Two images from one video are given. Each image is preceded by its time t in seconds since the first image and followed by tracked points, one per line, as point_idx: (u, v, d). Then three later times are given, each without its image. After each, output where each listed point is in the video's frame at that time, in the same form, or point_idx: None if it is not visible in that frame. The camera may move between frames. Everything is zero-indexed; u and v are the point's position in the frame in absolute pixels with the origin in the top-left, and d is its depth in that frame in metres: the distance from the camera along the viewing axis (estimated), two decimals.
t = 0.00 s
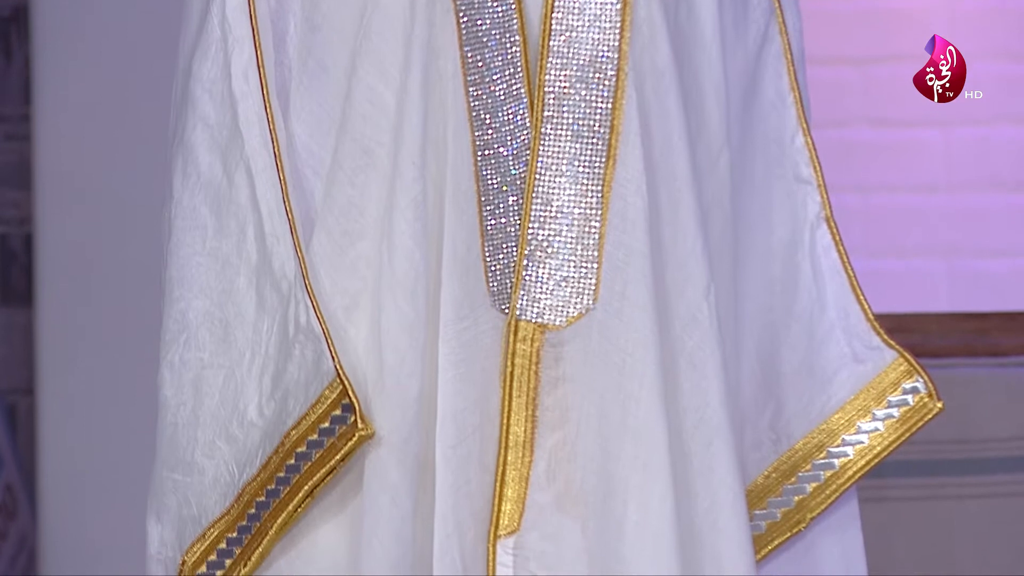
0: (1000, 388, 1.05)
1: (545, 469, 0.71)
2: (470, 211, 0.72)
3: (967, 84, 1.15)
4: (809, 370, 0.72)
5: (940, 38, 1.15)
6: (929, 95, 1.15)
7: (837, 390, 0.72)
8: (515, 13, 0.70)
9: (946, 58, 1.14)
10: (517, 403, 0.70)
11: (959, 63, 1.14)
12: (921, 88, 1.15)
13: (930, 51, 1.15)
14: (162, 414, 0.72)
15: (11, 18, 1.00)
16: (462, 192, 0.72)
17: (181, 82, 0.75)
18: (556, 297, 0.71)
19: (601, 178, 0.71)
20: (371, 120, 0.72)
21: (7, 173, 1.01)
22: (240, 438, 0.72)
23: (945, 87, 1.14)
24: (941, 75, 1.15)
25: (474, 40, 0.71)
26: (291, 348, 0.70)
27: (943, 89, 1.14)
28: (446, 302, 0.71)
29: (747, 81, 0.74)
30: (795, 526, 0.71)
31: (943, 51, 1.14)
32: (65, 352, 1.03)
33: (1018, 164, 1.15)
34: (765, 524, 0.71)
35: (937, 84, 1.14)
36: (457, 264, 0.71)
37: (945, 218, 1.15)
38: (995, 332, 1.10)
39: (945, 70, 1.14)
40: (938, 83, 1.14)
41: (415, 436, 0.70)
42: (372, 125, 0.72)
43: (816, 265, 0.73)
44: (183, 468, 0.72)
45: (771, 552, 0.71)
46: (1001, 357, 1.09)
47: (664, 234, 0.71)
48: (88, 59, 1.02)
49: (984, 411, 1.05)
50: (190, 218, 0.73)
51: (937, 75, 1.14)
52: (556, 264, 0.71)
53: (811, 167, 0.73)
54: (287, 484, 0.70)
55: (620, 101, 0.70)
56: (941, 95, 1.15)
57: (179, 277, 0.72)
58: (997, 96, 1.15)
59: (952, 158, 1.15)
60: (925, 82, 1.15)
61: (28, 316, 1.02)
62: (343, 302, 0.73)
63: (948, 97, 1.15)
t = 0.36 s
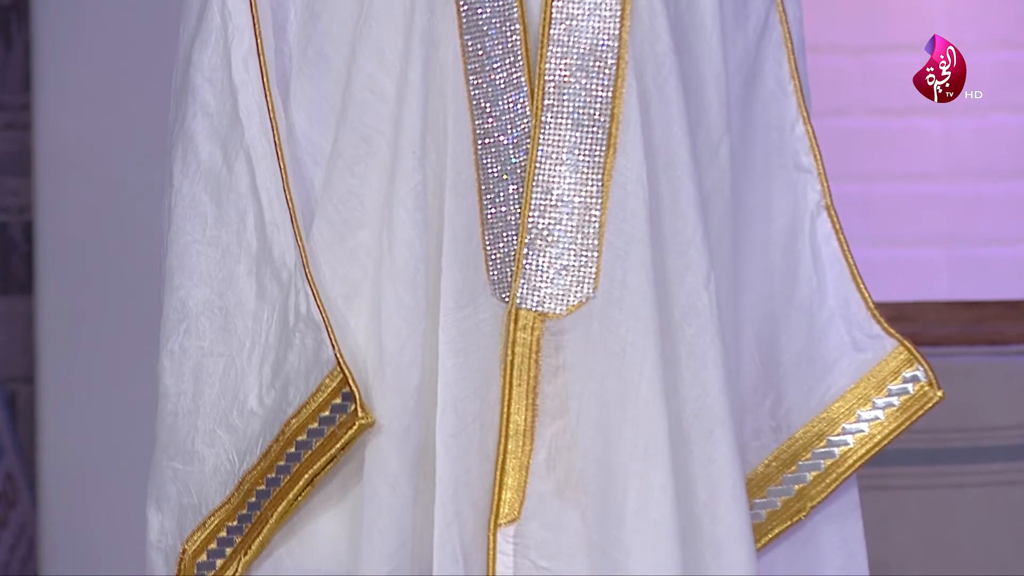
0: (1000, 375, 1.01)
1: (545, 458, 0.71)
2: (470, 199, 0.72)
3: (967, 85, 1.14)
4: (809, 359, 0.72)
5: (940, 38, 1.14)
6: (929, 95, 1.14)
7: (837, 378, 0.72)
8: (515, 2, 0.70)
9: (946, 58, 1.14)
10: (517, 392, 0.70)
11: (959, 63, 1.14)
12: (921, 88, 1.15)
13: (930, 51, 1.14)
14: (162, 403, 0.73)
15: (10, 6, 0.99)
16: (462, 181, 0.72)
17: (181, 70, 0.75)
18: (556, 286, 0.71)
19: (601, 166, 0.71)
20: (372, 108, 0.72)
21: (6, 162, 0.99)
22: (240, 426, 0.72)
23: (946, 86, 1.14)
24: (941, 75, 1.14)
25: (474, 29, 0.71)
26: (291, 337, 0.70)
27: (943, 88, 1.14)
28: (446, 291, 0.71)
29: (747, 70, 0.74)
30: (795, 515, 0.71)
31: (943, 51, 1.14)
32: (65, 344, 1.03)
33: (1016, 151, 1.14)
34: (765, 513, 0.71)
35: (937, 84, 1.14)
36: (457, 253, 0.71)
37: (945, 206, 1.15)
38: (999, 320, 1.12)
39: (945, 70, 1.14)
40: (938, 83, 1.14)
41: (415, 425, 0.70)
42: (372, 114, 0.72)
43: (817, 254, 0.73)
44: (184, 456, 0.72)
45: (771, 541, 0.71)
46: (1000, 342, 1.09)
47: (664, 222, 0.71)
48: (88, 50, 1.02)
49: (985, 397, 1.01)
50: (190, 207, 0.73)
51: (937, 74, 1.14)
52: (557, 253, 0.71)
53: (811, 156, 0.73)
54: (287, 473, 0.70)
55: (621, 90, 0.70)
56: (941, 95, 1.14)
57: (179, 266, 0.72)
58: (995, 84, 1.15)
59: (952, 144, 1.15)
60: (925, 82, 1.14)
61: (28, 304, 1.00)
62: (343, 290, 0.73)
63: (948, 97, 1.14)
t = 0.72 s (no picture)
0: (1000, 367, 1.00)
1: (545, 451, 0.71)
2: (470, 191, 0.72)
3: (967, 84, 1.14)
4: (809, 350, 0.72)
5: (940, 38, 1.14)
6: (929, 95, 1.14)
7: (837, 370, 0.72)
8: None
9: (946, 58, 1.14)
10: (517, 384, 0.70)
11: (959, 63, 1.14)
12: (921, 88, 1.14)
13: (931, 51, 1.14)
14: (162, 394, 0.73)
15: None
16: (462, 172, 0.72)
17: (182, 61, 0.75)
18: (556, 277, 0.71)
19: (601, 158, 0.71)
20: (372, 100, 0.72)
21: (6, 153, 1.00)
22: (240, 418, 0.72)
23: (945, 87, 1.14)
24: (941, 75, 1.14)
25: (474, 20, 0.71)
26: (291, 328, 0.70)
27: (943, 88, 1.14)
28: (445, 282, 0.71)
29: (746, 61, 0.74)
30: (795, 507, 0.71)
31: (943, 52, 1.14)
32: (64, 338, 1.03)
33: (1017, 143, 1.14)
34: (764, 505, 0.71)
35: (937, 84, 1.14)
36: (457, 244, 0.71)
37: (946, 199, 1.15)
38: (997, 311, 1.11)
39: (945, 70, 1.14)
40: (938, 83, 1.14)
41: (415, 417, 0.70)
42: (372, 105, 0.72)
43: (817, 245, 0.72)
44: (184, 448, 0.72)
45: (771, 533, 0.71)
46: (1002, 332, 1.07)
47: (664, 213, 0.71)
48: (89, 44, 1.02)
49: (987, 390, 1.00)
50: (190, 198, 0.73)
51: (937, 74, 1.14)
52: (557, 244, 0.71)
53: (811, 148, 0.73)
54: (287, 465, 0.70)
55: (621, 82, 0.70)
56: (941, 95, 1.14)
57: (179, 257, 0.73)
58: (997, 75, 1.14)
59: (952, 135, 1.15)
60: (925, 82, 1.14)
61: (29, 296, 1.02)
62: (343, 282, 0.73)
63: (948, 97, 1.14)
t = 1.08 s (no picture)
0: (1000, 359, 1.00)
1: (544, 438, 0.71)
2: (469, 178, 0.72)
3: (967, 84, 1.12)
4: (808, 338, 0.72)
5: (940, 38, 1.12)
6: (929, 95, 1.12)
7: (836, 357, 0.71)
8: None
9: (946, 58, 1.11)
10: (516, 371, 0.70)
11: (959, 63, 1.11)
12: (921, 88, 1.12)
13: (930, 51, 1.12)
14: (162, 382, 0.73)
15: None
16: (462, 160, 0.72)
17: (181, 50, 0.75)
18: (555, 265, 0.71)
19: (601, 146, 0.71)
20: (371, 87, 0.72)
21: (7, 141, 1.00)
22: (240, 406, 0.72)
23: (945, 87, 1.12)
24: (941, 75, 1.12)
25: (474, 8, 0.71)
26: (290, 317, 0.70)
27: (943, 89, 1.12)
28: (445, 270, 0.71)
29: (746, 49, 0.74)
30: (794, 494, 0.71)
31: (943, 52, 1.11)
32: (63, 328, 1.03)
33: (1017, 131, 1.12)
34: (763, 492, 0.71)
35: (937, 84, 1.12)
36: (457, 232, 0.71)
37: (946, 188, 1.12)
38: (994, 299, 1.10)
39: (945, 70, 1.12)
40: (938, 83, 1.12)
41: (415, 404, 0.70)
42: (371, 93, 0.72)
43: (816, 233, 0.72)
44: (184, 436, 0.72)
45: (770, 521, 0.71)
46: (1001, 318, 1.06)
47: (664, 202, 0.71)
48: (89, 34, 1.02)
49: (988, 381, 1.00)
50: (190, 186, 0.73)
51: (937, 74, 1.12)
52: (556, 232, 0.71)
53: (811, 136, 0.73)
54: (286, 453, 0.70)
55: (620, 70, 0.70)
56: (941, 95, 1.12)
57: (179, 245, 0.73)
58: (995, 64, 1.12)
59: (952, 126, 1.12)
60: (924, 82, 1.12)
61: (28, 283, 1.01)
62: (342, 270, 0.73)
63: (948, 97, 1.12)
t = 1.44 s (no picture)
0: (1001, 348, 1.00)
1: (544, 425, 0.71)
2: (469, 164, 0.72)
3: (967, 84, 1.09)
4: (808, 325, 0.72)
5: (940, 38, 1.09)
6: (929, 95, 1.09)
7: (837, 344, 0.71)
8: None
9: (946, 58, 1.09)
10: (516, 358, 0.70)
11: (959, 63, 1.09)
12: (920, 88, 1.10)
13: (930, 50, 1.09)
14: (162, 368, 0.73)
15: None
16: (461, 147, 0.72)
17: (181, 37, 0.75)
18: (556, 252, 0.71)
19: (601, 132, 0.71)
20: (372, 73, 0.72)
21: (7, 126, 0.98)
22: (240, 392, 0.72)
23: (945, 87, 1.09)
24: (941, 75, 1.09)
25: None
26: (290, 303, 0.70)
27: (943, 89, 1.09)
28: (445, 256, 0.71)
29: (745, 36, 0.74)
30: (794, 481, 0.71)
31: (943, 52, 1.09)
32: (63, 317, 1.02)
33: (1017, 117, 1.09)
34: (763, 479, 0.71)
35: (937, 84, 1.09)
36: (457, 218, 0.71)
37: (946, 173, 1.10)
38: (994, 286, 1.08)
39: (945, 70, 1.09)
40: (938, 83, 1.09)
41: (414, 391, 0.70)
42: (372, 79, 0.72)
43: (817, 220, 0.72)
44: (184, 422, 0.72)
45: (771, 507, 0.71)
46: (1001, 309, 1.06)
47: (664, 188, 0.71)
48: (86, 21, 1.01)
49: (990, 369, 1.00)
50: (190, 173, 0.73)
51: (937, 74, 1.09)
52: (557, 219, 0.71)
53: (811, 122, 0.72)
54: (287, 440, 0.70)
55: (620, 56, 0.70)
56: (941, 95, 1.09)
57: (179, 232, 0.73)
58: (994, 52, 1.09)
59: (953, 118, 1.10)
60: (924, 83, 1.09)
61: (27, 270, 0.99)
62: (342, 257, 0.73)
63: (948, 98, 1.10)
